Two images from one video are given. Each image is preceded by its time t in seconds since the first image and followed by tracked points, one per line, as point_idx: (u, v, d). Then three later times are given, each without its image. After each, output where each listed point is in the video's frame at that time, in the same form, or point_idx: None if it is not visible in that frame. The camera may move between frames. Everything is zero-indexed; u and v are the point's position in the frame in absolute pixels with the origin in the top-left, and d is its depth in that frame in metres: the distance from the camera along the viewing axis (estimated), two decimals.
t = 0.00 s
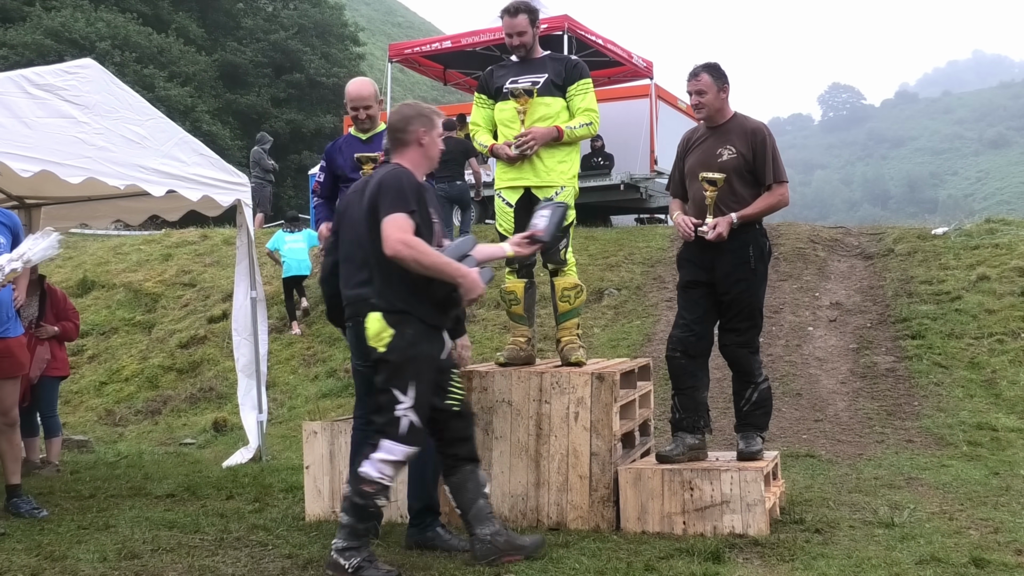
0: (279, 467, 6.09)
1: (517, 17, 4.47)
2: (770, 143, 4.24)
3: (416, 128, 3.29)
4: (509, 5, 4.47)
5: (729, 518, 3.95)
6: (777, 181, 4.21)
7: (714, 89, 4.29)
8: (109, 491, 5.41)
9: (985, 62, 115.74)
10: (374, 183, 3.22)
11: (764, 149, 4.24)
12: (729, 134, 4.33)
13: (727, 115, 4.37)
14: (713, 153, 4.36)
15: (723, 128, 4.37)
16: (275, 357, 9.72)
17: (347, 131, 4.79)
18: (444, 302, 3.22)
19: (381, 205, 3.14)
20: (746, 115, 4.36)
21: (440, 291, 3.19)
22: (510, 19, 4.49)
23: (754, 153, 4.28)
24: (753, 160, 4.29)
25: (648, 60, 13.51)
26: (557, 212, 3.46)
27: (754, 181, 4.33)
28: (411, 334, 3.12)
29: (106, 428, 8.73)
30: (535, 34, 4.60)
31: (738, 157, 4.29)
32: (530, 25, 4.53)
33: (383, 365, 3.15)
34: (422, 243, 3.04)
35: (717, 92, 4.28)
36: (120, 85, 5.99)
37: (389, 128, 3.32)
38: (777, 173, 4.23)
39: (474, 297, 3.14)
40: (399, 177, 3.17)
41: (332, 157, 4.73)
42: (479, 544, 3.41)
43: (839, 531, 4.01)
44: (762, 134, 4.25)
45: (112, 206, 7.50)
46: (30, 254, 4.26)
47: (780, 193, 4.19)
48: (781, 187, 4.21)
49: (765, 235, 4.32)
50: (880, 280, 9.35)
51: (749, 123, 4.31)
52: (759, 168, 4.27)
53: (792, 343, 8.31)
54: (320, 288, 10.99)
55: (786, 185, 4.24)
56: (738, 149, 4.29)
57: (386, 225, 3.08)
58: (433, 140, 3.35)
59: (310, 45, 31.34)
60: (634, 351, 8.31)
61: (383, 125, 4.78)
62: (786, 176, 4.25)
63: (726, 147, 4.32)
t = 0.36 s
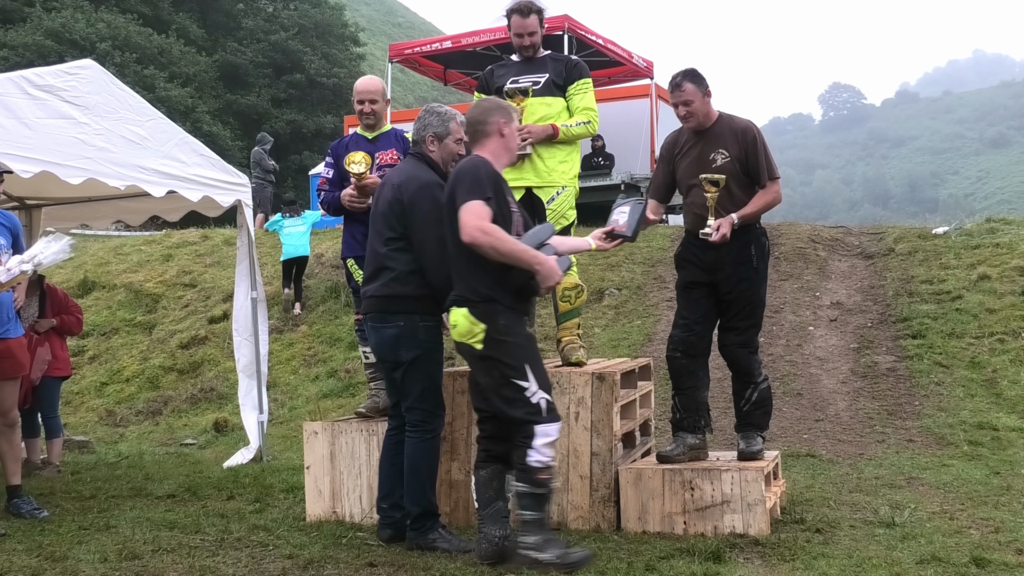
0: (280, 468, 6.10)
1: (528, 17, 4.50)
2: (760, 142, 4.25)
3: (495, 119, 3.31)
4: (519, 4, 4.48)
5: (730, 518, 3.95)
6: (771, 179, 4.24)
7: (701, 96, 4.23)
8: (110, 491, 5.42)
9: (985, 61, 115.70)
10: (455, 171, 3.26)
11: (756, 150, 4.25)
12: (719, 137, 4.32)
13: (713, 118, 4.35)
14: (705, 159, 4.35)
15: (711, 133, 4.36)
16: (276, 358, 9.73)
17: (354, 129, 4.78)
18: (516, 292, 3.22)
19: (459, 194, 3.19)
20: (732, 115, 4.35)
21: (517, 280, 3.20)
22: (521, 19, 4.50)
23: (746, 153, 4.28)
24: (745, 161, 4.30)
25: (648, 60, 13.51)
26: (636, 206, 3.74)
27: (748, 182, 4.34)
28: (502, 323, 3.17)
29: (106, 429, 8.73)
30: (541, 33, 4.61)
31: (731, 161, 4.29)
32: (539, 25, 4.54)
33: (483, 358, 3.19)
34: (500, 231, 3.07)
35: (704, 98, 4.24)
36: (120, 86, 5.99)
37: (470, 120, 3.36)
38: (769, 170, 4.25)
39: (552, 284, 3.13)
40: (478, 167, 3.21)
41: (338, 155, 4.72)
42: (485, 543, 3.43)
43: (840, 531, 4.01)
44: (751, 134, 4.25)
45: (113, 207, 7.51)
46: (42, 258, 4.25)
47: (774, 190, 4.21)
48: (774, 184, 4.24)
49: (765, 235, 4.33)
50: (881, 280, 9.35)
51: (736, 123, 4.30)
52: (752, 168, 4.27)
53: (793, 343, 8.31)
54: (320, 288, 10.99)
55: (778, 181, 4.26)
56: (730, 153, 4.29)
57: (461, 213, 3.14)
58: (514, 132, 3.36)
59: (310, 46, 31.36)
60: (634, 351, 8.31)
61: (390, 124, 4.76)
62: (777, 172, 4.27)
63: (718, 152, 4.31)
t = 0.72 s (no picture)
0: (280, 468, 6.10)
1: (533, 16, 4.50)
2: (745, 149, 4.25)
3: (578, 127, 3.49)
4: (524, 4, 4.48)
5: (729, 518, 3.95)
6: (757, 183, 4.28)
7: (682, 112, 4.20)
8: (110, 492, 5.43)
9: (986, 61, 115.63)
10: (555, 182, 3.38)
11: (740, 157, 4.25)
12: (704, 149, 4.30)
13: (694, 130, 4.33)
14: (693, 172, 4.34)
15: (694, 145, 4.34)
16: (276, 358, 9.74)
17: (356, 128, 4.78)
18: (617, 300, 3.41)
19: (569, 204, 3.31)
20: (710, 127, 4.34)
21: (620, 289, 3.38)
22: (526, 18, 4.50)
23: (732, 161, 4.28)
24: (732, 169, 4.30)
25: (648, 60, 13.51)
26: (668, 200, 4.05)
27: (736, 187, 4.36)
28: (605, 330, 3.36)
29: (107, 429, 8.74)
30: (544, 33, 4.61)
31: (720, 173, 4.28)
32: (543, 25, 4.54)
33: (585, 365, 3.33)
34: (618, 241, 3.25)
35: (686, 113, 4.21)
36: (119, 86, 5.99)
37: (550, 125, 3.51)
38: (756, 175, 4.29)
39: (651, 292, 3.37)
40: (582, 176, 3.36)
41: (340, 154, 4.72)
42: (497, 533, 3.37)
43: (840, 530, 4.00)
44: (736, 142, 4.24)
45: (113, 207, 7.51)
46: (39, 261, 4.21)
47: (763, 194, 4.25)
48: (761, 188, 4.28)
49: (761, 233, 4.34)
50: (881, 279, 9.34)
51: (718, 134, 4.29)
52: (739, 174, 4.28)
53: (793, 342, 8.30)
54: (320, 288, 10.99)
55: (764, 184, 4.31)
56: (718, 164, 4.28)
57: (580, 226, 3.25)
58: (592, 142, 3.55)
59: (310, 46, 31.35)
60: (634, 351, 8.31)
61: (393, 125, 4.77)
62: (763, 175, 4.31)
63: (707, 165, 4.30)
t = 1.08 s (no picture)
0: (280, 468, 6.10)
1: (533, 16, 4.50)
2: (744, 145, 4.31)
3: (641, 122, 3.57)
4: (523, 4, 4.48)
5: (730, 517, 3.95)
6: (756, 181, 4.35)
7: (686, 105, 4.23)
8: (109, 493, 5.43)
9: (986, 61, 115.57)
10: (627, 172, 3.41)
11: (741, 153, 4.30)
12: (704, 146, 4.33)
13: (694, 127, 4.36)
14: (693, 168, 4.34)
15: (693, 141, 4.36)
16: (276, 358, 9.75)
17: (353, 129, 4.78)
18: (673, 293, 3.52)
19: (644, 195, 3.36)
20: (710, 124, 4.38)
21: (679, 283, 3.50)
22: (525, 18, 4.50)
23: (732, 158, 4.32)
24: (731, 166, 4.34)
25: (648, 60, 13.50)
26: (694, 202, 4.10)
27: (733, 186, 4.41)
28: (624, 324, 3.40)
29: (107, 429, 8.75)
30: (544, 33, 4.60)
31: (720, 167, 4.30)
32: (543, 25, 4.54)
33: (634, 352, 3.40)
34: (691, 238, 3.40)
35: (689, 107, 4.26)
36: (119, 87, 6.00)
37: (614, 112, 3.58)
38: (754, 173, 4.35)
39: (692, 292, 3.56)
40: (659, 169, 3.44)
41: (337, 155, 4.71)
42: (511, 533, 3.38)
43: (840, 530, 4.00)
44: (734, 137, 4.30)
45: (113, 207, 7.51)
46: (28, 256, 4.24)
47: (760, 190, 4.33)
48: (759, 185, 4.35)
49: (753, 234, 4.33)
50: (881, 279, 9.33)
51: (717, 130, 4.33)
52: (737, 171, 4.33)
53: (793, 342, 8.30)
54: (320, 288, 10.99)
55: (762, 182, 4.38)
56: (718, 160, 4.31)
57: (659, 218, 3.31)
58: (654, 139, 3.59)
59: (310, 46, 31.35)
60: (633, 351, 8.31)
61: (390, 125, 4.77)
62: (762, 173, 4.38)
63: (706, 161, 4.32)
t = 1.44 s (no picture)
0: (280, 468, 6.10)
1: (533, 16, 4.50)
2: (762, 141, 4.32)
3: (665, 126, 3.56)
4: (524, 4, 4.48)
5: (730, 517, 3.95)
6: (772, 177, 4.34)
7: (708, 91, 4.26)
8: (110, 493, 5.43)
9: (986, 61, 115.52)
10: (663, 177, 3.42)
11: (758, 148, 4.31)
12: (721, 136, 4.34)
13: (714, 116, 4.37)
14: (707, 157, 4.36)
15: (711, 130, 4.38)
16: (277, 358, 9.75)
17: (349, 128, 4.76)
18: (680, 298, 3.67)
19: (680, 202, 3.40)
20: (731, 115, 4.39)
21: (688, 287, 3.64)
22: (526, 18, 4.50)
23: (747, 152, 4.34)
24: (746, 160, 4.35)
25: (648, 60, 13.50)
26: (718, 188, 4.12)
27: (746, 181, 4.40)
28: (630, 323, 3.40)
29: (108, 429, 8.75)
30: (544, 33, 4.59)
31: (734, 158, 4.32)
32: (543, 24, 4.54)
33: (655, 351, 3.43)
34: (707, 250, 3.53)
35: (711, 95, 4.27)
36: (119, 87, 5.99)
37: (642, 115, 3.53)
38: (769, 169, 4.33)
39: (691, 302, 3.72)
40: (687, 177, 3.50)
41: (334, 154, 4.70)
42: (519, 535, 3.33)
43: (841, 530, 4.00)
44: (752, 133, 4.31)
45: (114, 207, 7.51)
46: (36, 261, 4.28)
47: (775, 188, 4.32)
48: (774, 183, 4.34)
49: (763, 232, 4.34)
50: (882, 279, 9.33)
51: (737, 123, 4.34)
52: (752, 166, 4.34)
53: (794, 342, 8.30)
54: (321, 288, 10.98)
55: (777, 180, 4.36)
56: (734, 152, 4.33)
57: (695, 227, 3.39)
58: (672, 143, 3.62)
59: (310, 46, 31.34)
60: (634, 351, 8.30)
61: (387, 124, 4.76)
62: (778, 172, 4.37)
63: (720, 151, 4.34)
